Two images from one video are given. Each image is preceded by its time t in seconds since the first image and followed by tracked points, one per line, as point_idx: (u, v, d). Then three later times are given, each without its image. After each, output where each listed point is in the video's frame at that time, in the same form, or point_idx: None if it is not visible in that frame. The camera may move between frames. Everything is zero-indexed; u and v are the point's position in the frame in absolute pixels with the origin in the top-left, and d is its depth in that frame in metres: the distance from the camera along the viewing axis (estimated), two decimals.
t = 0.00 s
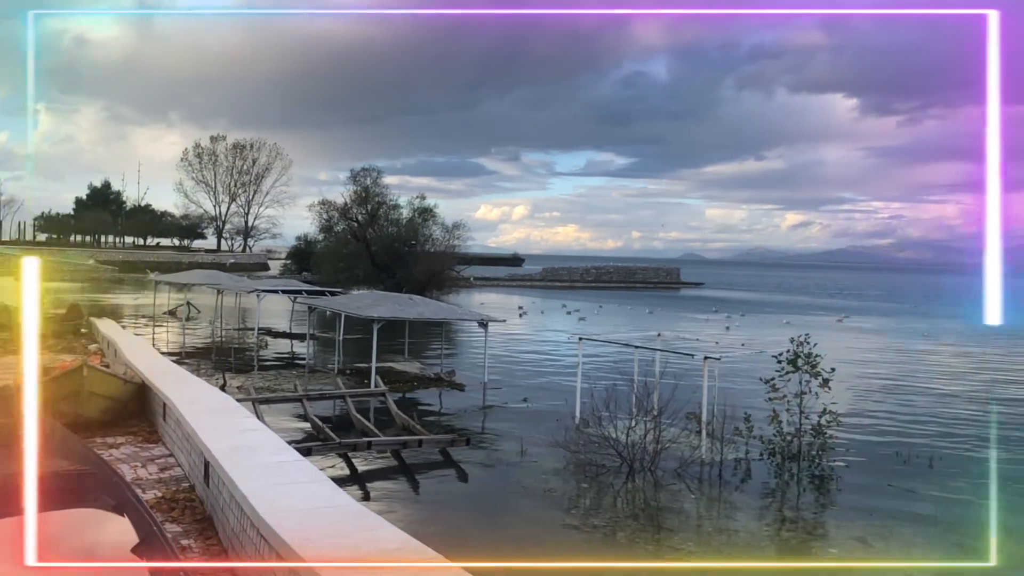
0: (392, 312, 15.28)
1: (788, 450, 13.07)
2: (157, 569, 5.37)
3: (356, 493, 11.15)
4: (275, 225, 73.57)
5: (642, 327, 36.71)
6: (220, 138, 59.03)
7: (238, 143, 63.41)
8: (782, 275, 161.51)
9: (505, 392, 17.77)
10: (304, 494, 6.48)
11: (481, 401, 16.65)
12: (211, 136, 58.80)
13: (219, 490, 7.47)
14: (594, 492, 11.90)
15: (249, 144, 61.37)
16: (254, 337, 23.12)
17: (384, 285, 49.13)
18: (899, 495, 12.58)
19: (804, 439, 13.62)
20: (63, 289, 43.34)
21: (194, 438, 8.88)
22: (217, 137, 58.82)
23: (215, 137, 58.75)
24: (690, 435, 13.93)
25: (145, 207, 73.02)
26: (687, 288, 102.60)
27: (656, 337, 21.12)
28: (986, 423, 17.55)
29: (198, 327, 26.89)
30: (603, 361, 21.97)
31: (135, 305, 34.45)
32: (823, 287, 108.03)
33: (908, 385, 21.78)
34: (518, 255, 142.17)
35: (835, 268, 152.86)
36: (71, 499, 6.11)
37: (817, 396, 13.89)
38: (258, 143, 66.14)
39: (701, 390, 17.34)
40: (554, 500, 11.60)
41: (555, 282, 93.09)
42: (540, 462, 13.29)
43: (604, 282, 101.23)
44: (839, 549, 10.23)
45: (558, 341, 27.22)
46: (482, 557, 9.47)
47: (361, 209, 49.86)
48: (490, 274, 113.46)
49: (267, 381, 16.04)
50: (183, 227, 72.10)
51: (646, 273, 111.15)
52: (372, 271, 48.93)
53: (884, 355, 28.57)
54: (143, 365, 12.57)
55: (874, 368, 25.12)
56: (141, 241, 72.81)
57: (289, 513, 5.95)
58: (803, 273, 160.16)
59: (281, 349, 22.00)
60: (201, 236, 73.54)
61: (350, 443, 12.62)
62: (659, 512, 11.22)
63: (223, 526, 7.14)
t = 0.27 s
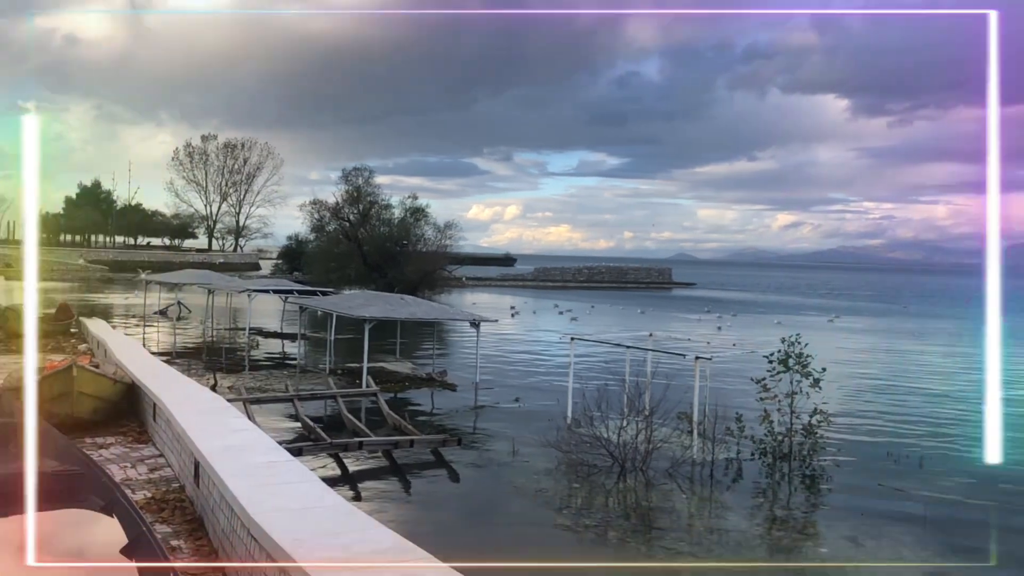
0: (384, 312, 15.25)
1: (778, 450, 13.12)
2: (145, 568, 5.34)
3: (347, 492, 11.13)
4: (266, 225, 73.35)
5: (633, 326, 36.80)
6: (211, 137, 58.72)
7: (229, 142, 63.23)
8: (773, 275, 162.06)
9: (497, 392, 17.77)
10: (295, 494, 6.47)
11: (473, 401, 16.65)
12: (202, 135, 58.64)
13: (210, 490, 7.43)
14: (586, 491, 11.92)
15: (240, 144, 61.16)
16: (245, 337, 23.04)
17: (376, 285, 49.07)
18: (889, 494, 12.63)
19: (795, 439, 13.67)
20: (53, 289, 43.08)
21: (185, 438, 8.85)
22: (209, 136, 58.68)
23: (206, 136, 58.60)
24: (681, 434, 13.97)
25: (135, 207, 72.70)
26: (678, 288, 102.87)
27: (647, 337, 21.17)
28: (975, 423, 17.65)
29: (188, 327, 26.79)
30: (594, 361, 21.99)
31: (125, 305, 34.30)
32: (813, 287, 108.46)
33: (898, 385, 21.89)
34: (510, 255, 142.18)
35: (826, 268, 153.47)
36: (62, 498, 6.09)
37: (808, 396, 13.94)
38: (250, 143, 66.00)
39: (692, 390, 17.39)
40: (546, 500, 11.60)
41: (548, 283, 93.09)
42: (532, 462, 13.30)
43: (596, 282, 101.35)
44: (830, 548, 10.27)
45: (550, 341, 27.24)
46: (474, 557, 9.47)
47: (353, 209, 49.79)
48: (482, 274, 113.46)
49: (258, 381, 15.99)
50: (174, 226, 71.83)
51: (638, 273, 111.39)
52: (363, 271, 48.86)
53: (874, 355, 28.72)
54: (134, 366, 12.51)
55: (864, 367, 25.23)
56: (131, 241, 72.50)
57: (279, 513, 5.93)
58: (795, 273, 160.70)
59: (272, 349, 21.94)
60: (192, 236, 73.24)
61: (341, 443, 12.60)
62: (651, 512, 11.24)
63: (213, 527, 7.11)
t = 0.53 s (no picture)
0: (375, 311, 15.22)
1: (769, 450, 13.16)
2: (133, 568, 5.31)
3: (338, 493, 11.10)
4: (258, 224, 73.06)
5: (624, 326, 36.86)
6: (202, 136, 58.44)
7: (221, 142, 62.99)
8: (764, 275, 162.60)
9: (489, 391, 17.76)
10: (285, 494, 6.44)
11: (464, 401, 16.63)
12: (193, 135, 58.38)
13: (199, 491, 7.40)
14: (577, 491, 11.92)
15: (231, 143, 60.91)
16: (236, 337, 22.97)
17: (367, 285, 49.00)
18: (879, 494, 12.68)
19: (786, 439, 13.71)
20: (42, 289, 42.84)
21: (174, 438, 8.80)
22: (200, 135, 58.41)
23: (197, 135, 58.32)
24: (673, 434, 14.00)
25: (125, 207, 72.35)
26: (670, 288, 103.08)
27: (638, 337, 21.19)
28: (965, 422, 17.74)
29: (178, 326, 26.69)
30: (586, 360, 21.99)
31: (116, 304, 34.14)
32: (804, 287, 108.85)
33: (888, 385, 21.98)
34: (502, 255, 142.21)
35: (817, 268, 154.06)
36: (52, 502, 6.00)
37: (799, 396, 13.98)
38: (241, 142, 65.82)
39: (683, 390, 17.42)
40: (537, 500, 11.60)
41: (540, 282, 93.05)
42: (523, 461, 13.31)
43: (588, 282, 101.46)
44: (820, 547, 10.30)
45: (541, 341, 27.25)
46: (464, 557, 9.46)
47: (344, 208, 49.69)
48: (474, 274, 113.45)
49: (249, 381, 15.94)
50: (164, 226, 71.52)
51: (629, 273, 111.57)
52: (355, 270, 48.77)
53: (864, 355, 28.83)
54: (124, 366, 12.44)
55: (855, 367, 25.32)
56: (121, 241, 72.15)
57: (269, 514, 5.90)
58: (786, 273, 161.21)
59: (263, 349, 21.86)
60: (183, 235, 72.90)
61: (332, 444, 12.57)
62: (642, 512, 11.25)
63: (203, 527, 7.07)
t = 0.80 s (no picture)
0: (366, 312, 15.20)
1: (759, 449, 13.21)
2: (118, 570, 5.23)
3: (328, 493, 11.08)
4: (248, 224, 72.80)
5: (615, 326, 36.92)
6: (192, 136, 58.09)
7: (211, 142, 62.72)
8: (755, 275, 163.10)
9: (480, 391, 17.76)
10: (275, 495, 6.42)
11: (455, 402, 16.63)
12: (183, 135, 58.05)
13: (188, 492, 7.37)
14: (568, 491, 11.94)
15: (221, 143, 60.62)
16: (226, 338, 22.89)
17: (358, 285, 48.91)
18: (868, 493, 12.74)
19: (776, 438, 13.76)
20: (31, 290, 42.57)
21: (163, 439, 8.77)
22: (190, 135, 58.06)
23: (187, 135, 57.97)
24: (663, 434, 14.04)
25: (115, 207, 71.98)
26: (661, 288, 103.27)
27: (629, 337, 21.23)
28: (953, 421, 17.84)
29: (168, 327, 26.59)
30: (576, 360, 22.02)
31: (105, 305, 33.97)
32: (794, 287, 109.22)
33: (877, 384, 22.09)
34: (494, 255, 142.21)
35: (808, 268, 154.64)
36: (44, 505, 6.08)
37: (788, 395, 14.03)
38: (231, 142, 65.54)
39: (674, 390, 17.47)
40: (528, 500, 11.60)
41: (530, 282, 93.03)
42: (514, 461, 13.32)
43: (579, 282, 101.53)
44: (809, 546, 10.35)
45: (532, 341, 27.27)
46: (455, 558, 9.45)
47: (335, 209, 49.57)
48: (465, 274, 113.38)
49: (239, 382, 15.89)
50: (154, 226, 71.17)
51: (621, 274, 111.73)
52: (346, 271, 48.66)
53: (853, 355, 28.96)
54: (113, 366, 12.40)
55: (844, 367, 25.42)
56: (110, 241, 71.74)
57: (259, 515, 5.89)
58: (777, 273, 161.78)
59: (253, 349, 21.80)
60: (173, 235, 72.59)
61: (323, 444, 12.54)
62: (633, 511, 11.28)
63: (192, 528, 7.05)
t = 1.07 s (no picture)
0: (358, 312, 15.20)
1: (751, 448, 13.26)
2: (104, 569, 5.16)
3: (320, 494, 11.08)
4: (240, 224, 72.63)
5: (607, 326, 36.97)
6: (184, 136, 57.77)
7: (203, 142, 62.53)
8: (748, 275, 163.51)
9: (472, 392, 17.78)
10: (267, 496, 6.41)
11: (447, 402, 16.64)
12: (175, 135, 57.84)
13: (179, 493, 7.36)
14: (560, 491, 11.95)
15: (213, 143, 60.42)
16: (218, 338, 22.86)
17: (350, 285, 48.87)
18: (861, 492, 12.79)
19: (767, 437, 13.82)
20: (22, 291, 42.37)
21: (154, 440, 8.75)
22: (183, 135, 57.83)
23: (180, 135, 57.76)
24: (655, 434, 14.07)
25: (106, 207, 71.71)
26: (654, 288, 103.42)
27: (621, 337, 21.26)
28: (944, 420, 17.92)
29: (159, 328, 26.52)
30: (569, 360, 22.05)
31: (96, 306, 33.85)
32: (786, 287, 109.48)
33: (868, 384, 22.18)
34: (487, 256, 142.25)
35: (800, 268, 155.10)
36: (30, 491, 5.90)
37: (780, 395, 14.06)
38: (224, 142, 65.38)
39: (666, 390, 17.52)
40: (520, 500, 11.62)
41: (523, 283, 93.07)
42: (507, 461, 13.34)
43: (572, 282, 101.62)
44: (800, 545, 10.41)
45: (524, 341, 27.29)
46: (447, 557, 9.45)
47: (327, 209, 49.50)
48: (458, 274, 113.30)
49: (231, 382, 15.87)
50: (146, 226, 70.93)
51: (614, 274, 111.87)
52: (338, 271, 48.62)
53: (844, 355, 29.06)
54: (103, 367, 12.36)
55: (835, 366, 25.51)
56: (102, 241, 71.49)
57: (249, 515, 5.88)
58: (770, 273, 162.17)
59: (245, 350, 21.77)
60: (166, 236, 72.37)
61: (315, 445, 12.53)
62: (624, 511, 11.31)
63: (183, 529, 7.05)
